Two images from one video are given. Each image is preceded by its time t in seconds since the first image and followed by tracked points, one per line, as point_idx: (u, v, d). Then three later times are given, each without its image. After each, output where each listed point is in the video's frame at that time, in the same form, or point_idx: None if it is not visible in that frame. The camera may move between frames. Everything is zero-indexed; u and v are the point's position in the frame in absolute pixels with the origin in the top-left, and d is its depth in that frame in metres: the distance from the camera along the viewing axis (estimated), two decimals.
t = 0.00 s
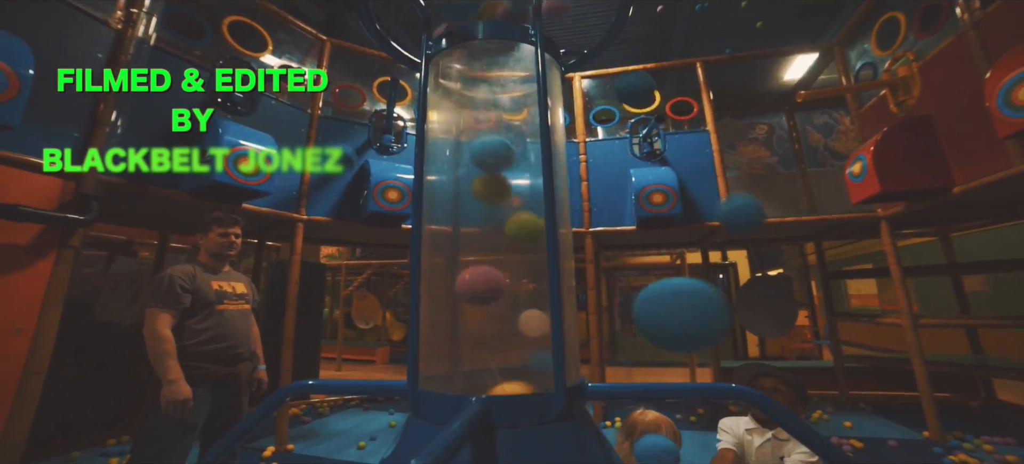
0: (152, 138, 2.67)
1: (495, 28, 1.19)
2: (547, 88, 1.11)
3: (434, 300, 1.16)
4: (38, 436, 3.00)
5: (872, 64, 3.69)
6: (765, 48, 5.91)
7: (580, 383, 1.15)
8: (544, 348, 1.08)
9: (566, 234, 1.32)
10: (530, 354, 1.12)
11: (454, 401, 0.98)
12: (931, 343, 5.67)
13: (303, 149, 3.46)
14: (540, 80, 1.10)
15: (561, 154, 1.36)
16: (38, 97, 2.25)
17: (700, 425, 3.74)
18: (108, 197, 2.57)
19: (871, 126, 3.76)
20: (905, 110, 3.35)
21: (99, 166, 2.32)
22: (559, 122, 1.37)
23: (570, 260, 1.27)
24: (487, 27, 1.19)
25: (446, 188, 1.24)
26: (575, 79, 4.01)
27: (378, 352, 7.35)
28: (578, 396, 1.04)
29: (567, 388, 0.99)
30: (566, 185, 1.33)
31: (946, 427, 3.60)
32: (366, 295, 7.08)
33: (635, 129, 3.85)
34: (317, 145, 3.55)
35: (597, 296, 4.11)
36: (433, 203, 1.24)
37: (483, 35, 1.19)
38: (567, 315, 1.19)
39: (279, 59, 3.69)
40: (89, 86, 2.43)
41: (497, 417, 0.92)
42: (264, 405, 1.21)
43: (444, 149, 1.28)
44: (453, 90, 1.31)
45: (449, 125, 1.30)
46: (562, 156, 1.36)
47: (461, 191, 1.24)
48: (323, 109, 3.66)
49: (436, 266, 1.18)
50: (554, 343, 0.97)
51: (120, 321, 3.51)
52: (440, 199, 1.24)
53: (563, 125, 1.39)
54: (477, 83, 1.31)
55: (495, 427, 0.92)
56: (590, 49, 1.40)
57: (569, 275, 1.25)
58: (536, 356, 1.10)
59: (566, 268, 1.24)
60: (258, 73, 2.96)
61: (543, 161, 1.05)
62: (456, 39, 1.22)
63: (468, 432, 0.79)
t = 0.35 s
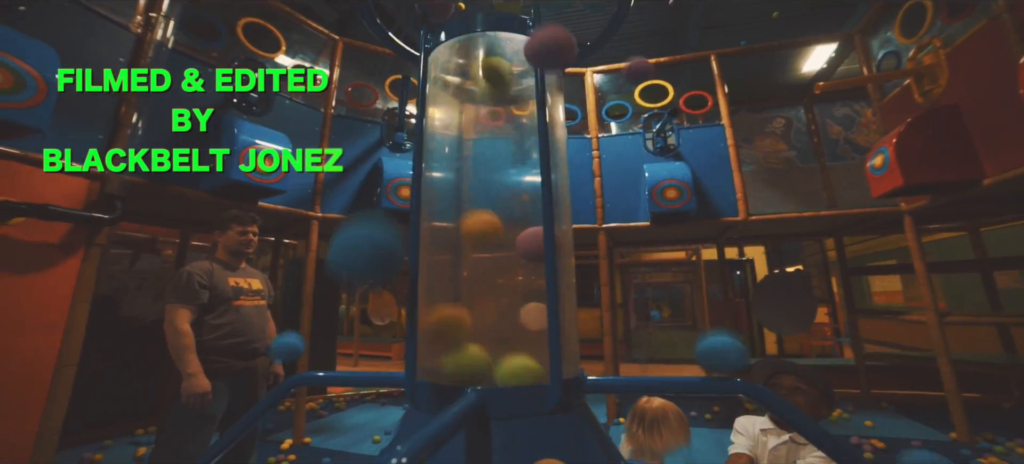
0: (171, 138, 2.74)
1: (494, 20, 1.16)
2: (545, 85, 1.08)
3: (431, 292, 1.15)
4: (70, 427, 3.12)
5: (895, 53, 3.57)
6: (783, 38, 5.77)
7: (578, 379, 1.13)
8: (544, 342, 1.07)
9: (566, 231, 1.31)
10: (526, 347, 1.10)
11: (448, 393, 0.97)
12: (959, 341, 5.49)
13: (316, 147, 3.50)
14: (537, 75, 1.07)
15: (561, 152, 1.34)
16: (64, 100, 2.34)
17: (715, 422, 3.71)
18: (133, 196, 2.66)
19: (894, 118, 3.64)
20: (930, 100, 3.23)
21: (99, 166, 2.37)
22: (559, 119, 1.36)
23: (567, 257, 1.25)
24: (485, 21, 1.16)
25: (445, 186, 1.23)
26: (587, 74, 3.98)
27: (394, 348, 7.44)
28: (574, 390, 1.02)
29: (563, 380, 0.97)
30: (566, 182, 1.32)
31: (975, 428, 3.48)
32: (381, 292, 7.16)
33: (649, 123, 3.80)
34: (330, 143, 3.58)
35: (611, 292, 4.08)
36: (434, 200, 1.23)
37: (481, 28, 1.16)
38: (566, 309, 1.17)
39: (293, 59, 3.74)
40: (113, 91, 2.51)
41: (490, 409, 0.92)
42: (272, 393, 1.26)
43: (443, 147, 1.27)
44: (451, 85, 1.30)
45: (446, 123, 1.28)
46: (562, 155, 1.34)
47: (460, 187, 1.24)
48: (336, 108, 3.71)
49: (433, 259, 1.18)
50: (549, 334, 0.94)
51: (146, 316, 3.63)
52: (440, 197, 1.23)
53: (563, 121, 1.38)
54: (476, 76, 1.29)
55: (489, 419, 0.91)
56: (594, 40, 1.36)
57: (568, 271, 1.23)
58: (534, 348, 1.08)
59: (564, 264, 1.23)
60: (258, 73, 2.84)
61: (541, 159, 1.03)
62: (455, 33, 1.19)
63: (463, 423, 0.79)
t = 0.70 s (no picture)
0: (203, 142, 2.86)
1: (496, 18, 1.17)
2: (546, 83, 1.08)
3: (432, 288, 1.16)
4: (112, 416, 3.29)
5: (936, 41, 3.41)
6: (813, 31, 5.58)
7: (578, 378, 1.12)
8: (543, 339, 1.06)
9: (568, 232, 1.30)
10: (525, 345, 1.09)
11: (444, 386, 0.98)
12: (1008, 347, 5.17)
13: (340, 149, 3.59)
14: (538, 73, 1.07)
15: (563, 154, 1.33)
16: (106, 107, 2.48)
17: (739, 427, 3.61)
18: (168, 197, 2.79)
19: (933, 111, 3.45)
20: (974, 90, 3.05)
21: (99, 166, 2.33)
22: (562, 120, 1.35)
23: (569, 257, 1.24)
24: (489, 21, 1.17)
25: (445, 184, 1.23)
26: (607, 72, 3.95)
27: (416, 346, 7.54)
28: (574, 386, 1.01)
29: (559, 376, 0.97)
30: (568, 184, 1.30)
31: None
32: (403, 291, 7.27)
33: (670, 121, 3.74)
34: (353, 145, 3.66)
35: (633, 293, 4.03)
36: (435, 197, 1.23)
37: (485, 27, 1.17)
38: (566, 306, 1.16)
39: (318, 63, 3.84)
40: (149, 98, 2.64)
41: (486, 402, 0.92)
42: (282, 385, 1.25)
43: (445, 145, 1.26)
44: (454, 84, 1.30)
45: (449, 122, 1.28)
46: (564, 156, 1.33)
47: (462, 187, 1.21)
48: (359, 110, 3.78)
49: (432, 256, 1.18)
50: (544, 330, 0.94)
51: (181, 312, 3.80)
52: (440, 195, 1.23)
53: (566, 122, 1.37)
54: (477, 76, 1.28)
55: (485, 413, 0.92)
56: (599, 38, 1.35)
57: (569, 269, 1.22)
58: (533, 345, 1.08)
59: (564, 263, 1.22)
60: (258, 73, 2.85)
61: (539, 157, 1.03)
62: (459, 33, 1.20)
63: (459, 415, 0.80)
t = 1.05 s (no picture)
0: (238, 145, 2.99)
1: (501, 21, 1.17)
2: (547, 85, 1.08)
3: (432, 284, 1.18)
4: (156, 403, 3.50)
5: (994, 24, 3.27)
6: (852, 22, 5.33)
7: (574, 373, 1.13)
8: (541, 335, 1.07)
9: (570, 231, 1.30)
10: (522, 341, 1.11)
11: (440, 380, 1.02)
12: None
13: (367, 149, 3.68)
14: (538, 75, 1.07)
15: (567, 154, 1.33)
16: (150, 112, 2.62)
17: (768, 432, 3.50)
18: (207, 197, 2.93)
19: (986, 100, 3.22)
20: None
21: (98, 166, 2.30)
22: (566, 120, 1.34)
23: (569, 256, 1.24)
24: (493, 23, 1.18)
25: (449, 184, 1.25)
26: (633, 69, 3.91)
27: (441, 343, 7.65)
28: (570, 382, 1.03)
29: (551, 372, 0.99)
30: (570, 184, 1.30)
31: None
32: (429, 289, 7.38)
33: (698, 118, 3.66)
34: (380, 146, 3.75)
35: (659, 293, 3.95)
36: (439, 197, 1.25)
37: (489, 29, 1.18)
38: (565, 303, 1.18)
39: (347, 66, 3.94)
40: (189, 103, 2.78)
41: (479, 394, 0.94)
42: (295, 378, 1.40)
43: (449, 145, 1.28)
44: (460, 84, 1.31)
45: (455, 123, 1.29)
46: (568, 156, 1.33)
47: (468, 187, 1.23)
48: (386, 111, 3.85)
49: (435, 257, 1.20)
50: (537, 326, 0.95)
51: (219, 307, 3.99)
52: (444, 194, 1.24)
53: (571, 123, 1.37)
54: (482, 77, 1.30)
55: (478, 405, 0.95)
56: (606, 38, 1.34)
57: (569, 267, 1.23)
58: (528, 341, 1.11)
59: (564, 262, 1.22)
60: (258, 73, 3.00)
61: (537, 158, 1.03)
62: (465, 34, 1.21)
63: (446, 406, 0.83)
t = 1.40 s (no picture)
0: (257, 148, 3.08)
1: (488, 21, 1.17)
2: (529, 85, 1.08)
3: (415, 281, 1.21)
4: (179, 398, 3.62)
5: None
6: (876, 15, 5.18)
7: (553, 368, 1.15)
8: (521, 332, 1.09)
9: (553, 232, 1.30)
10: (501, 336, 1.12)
11: (421, 374, 1.04)
12: None
13: (382, 151, 3.74)
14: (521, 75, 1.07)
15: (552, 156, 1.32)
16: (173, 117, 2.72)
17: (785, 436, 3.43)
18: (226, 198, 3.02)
19: (1019, 93, 3.07)
20: None
21: (98, 166, 2.28)
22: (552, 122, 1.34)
23: (552, 256, 1.25)
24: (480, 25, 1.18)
25: (433, 183, 1.24)
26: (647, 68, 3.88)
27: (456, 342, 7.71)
28: (548, 376, 1.05)
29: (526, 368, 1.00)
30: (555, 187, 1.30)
31: None
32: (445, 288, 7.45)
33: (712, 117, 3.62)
34: (394, 147, 3.81)
35: (672, 294, 3.91)
36: (423, 196, 1.25)
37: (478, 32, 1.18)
38: (547, 301, 1.19)
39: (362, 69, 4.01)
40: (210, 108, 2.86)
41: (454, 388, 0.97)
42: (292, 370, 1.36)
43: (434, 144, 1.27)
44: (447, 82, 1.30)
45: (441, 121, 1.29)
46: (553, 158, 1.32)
47: (458, 189, 1.21)
48: (400, 113, 3.93)
49: (422, 256, 1.21)
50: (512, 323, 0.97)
51: (240, 305, 4.10)
52: (428, 194, 1.24)
53: (557, 126, 1.36)
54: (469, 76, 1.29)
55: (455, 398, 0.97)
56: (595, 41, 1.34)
57: (551, 266, 1.24)
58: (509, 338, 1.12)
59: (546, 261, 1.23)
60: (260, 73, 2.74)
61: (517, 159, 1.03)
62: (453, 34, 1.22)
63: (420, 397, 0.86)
